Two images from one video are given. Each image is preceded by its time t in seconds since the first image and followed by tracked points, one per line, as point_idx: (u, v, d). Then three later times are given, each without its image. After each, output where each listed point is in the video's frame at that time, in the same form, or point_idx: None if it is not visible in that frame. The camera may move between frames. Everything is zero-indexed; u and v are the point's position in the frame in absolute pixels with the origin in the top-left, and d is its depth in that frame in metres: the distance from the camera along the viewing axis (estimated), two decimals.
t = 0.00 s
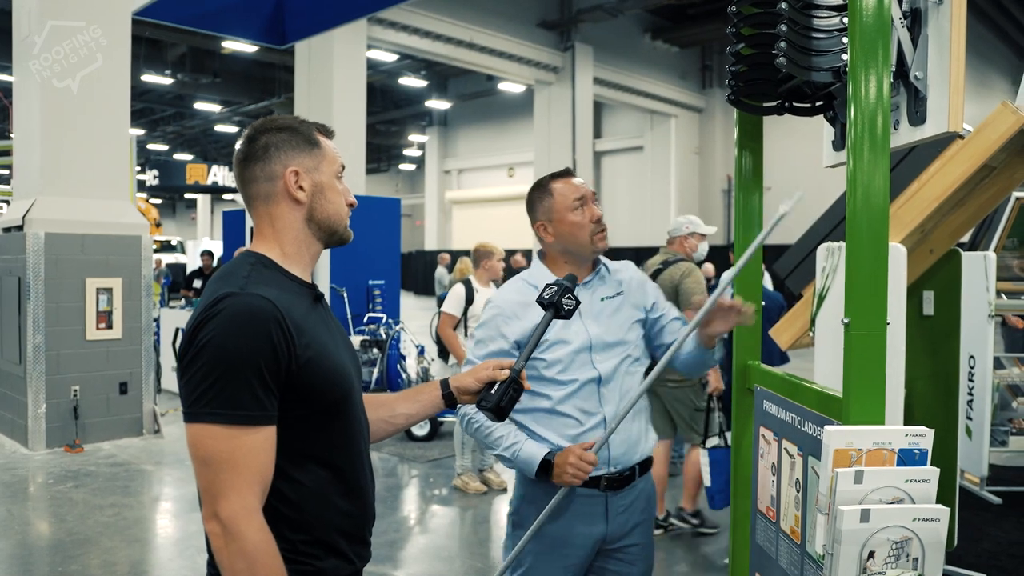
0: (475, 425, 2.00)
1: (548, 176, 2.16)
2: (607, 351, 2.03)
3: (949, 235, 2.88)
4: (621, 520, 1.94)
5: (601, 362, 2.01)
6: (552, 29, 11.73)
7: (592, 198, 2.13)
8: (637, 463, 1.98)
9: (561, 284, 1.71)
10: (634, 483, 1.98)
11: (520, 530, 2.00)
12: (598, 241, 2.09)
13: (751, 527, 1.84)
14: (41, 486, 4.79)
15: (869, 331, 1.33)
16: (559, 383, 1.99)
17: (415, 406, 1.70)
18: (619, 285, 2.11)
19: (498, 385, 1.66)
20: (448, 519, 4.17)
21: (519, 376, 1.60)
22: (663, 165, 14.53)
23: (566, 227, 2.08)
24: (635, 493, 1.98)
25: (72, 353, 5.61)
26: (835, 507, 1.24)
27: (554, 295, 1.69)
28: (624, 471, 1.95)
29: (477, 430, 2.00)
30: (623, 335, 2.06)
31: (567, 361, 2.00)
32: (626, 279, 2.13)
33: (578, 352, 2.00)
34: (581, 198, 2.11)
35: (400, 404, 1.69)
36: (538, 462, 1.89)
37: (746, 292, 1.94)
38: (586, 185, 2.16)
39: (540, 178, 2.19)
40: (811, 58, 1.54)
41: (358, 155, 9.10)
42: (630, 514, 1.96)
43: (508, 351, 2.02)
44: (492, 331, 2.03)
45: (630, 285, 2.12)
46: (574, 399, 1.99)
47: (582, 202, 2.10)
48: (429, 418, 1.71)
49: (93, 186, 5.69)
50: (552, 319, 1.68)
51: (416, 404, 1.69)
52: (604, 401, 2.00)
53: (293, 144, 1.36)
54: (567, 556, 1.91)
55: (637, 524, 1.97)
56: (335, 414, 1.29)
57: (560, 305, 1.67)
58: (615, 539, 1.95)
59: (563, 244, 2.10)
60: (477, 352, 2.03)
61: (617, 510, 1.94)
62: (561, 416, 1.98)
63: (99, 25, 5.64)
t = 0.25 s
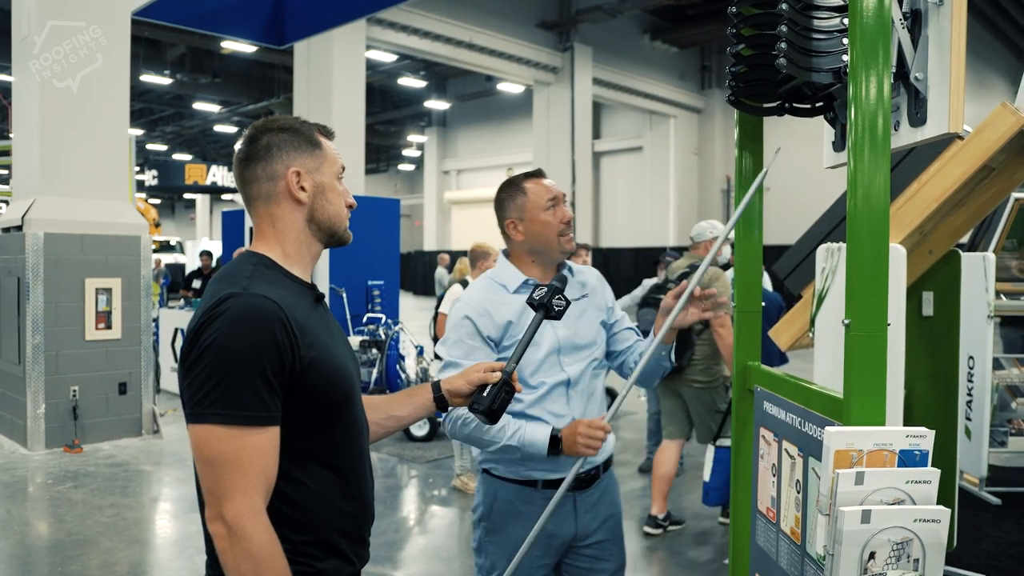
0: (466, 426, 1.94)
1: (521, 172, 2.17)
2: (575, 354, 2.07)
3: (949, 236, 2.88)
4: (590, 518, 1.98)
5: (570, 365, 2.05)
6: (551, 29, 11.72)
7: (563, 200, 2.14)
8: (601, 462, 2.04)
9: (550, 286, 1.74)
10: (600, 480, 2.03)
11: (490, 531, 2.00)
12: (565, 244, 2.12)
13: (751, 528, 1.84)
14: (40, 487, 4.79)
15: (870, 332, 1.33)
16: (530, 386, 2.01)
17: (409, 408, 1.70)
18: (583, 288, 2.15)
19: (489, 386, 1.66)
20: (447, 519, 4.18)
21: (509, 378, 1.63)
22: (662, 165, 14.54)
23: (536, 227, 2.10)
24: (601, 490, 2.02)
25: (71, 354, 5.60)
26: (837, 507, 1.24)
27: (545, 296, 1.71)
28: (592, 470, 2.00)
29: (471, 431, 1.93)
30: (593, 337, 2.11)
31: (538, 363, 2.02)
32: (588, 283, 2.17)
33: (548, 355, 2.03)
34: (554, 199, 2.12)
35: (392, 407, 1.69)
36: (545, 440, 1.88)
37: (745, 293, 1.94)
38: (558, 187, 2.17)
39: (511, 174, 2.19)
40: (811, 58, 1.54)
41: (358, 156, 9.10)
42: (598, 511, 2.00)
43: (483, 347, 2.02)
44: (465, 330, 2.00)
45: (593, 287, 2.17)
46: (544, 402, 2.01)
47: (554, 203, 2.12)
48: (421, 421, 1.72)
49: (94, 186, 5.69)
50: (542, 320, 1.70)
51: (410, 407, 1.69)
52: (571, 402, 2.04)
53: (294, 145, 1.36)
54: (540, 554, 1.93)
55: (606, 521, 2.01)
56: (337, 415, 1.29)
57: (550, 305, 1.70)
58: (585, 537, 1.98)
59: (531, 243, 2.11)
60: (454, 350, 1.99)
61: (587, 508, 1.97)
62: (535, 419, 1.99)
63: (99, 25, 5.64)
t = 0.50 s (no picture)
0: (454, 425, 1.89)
1: (490, 175, 2.19)
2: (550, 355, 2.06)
3: (948, 236, 2.89)
4: (564, 516, 1.98)
5: (543, 366, 2.04)
6: (551, 29, 11.72)
7: (535, 201, 2.16)
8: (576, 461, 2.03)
9: (535, 285, 1.76)
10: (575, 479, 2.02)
11: (463, 529, 2.00)
12: (539, 243, 2.13)
13: (751, 528, 1.84)
14: (41, 487, 4.79)
15: (870, 333, 1.33)
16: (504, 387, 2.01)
17: (396, 412, 1.68)
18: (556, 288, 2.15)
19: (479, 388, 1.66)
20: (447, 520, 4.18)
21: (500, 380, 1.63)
22: (661, 165, 14.56)
23: (508, 228, 2.10)
24: (574, 488, 2.01)
25: (71, 354, 5.60)
26: (836, 507, 1.25)
27: (529, 297, 1.73)
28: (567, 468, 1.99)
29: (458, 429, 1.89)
30: (565, 337, 2.09)
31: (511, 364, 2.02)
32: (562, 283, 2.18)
33: (521, 355, 2.03)
34: (525, 200, 2.14)
35: (379, 410, 1.67)
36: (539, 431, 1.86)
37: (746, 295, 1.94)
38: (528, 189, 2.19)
39: (480, 178, 2.21)
40: (813, 59, 1.54)
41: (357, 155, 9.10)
42: (575, 509, 2.00)
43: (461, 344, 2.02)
44: (441, 330, 2.00)
45: (566, 287, 2.17)
46: (516, 404, 2.01)
47: (526, 205, 2.13)
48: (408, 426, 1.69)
49: (94, 186, 5.69)
50: (528, 320, 1.72)
51: (397, 411, 1.67)
52: (545, 403, 2.04)
53: (295, 145, 1.37)
54: (518, 551, 1.94)
55: (583, 518, 2.01)
56: (341, 415, 1.30)
57: (535, 305, 1.72)
58: (563, 534, 1.98)
59: (504, 245, 2.11)
60: (434, 351, 1.98)
61: (563, 506, 1.97)
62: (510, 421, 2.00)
63: (99, 25, 5.64)
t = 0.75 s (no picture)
0: (420, 435, 1.94)
1: (475, 178, 2.19)
2: (542, 354, 2.07)
3: (947, 237, 2.90)
4: (560, 515, 1.99)
5: (534, 365, 2.05)
6: (551, 29, 11.72)
7: (522, 204, 2.17)
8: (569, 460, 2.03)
9: (523, 290, 1.81)
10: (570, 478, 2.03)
11: (460, 529, 2.00)
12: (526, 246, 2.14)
13: (749, 528, 1.85)
14: (41, 487, 4.79)
15: (868, 333, 1.34)
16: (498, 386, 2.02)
17: (387, 413, 1.66)
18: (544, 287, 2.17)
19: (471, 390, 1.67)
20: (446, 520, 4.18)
21: (491, 382, 1.65)
22: (661, 165, 14.56)
23: (495, 231, 2.11)
24: (569, 488, 2.02)
25: (71, 354, 5.60)
26: (834, 506, 1.25)
27: (518, 300, 1.78)
28: (560, 467, 2.00)
29: (422, 438, 1.94)
30: (555, 334, 2.10)
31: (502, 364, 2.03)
32: (549, 281, 2.19)
33: (512, 356, 2.03)
34: (512, 204, 2.14)
35: (372, 411, 1.65)
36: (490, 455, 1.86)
37: (744, 295, 1.95)
38: (516, 192, 2.19)
39: (466, 180, 2.21)
40: (810, 60, 1.54)
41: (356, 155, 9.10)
42: (570, 508, 2.00)
43: (440, 354, 2.02)
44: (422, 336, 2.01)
45: (552, 285, 2.18)
46: (510, 403, 2.02)
47: (513, 207, 2.14)
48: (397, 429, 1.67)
49: (94, 186, 5.69)
50: (518, 323, 1.77)
51: (387, 412, 1.65)
52: (539, 402, 2.05)
53: (295, 146, 1.37)
54: (513, 549, 1.95)
55: (579, 517, 2.02)
56: (343, 415, 1.31)
57: (524, 308, 1.78)
58: (559, 532, 1.99)
59: (490, 248, 2.12)
60: (412, 361, 2.00)
61: (557, 505, 1.98)
62: (501, 420, 2.01)
63: (99, 26, 5.64)
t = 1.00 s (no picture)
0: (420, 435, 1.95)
1: (466, 180, 2.20)
2: (539, 352, 2.08)
3: (946, 236, 2.90)
4: (558, 514, 1.99)
5: (531, 364, 2.05)
6: (551, 29, 11.72)
7: (514, 204, 2.17)
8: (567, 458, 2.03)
9: (516, 289, 1.80)
10: (567, 476, 2.03)
11: (457, 528, 2.00)
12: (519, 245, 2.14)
13: (748, 526, 1.85)
14: (41, 487, 4.80)
15: (868, 332, 1.34)
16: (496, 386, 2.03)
17: (385, 412, 1.67)
18: (539, 285, 2.16)
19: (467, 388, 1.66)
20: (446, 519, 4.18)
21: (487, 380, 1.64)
22: (661, 165, 14.57)
23: (488, 232, 2.11)
24: (568, 486, 2.02)
25: (71, 354, 5.60)
26: (833, 505, 1.26)
27: (512, 299, 1.78)
28: (559, 465, 2.00)
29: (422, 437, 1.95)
30: (552, 332, 2.10)
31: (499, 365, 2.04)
32: (544, 279, 2.19)
33: (508, 356, 2.04)
34: (505, 204, 2.14)
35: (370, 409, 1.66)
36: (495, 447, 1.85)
37: (744, 293, 1.95)
38: (508, 192, 2.19)
39: (458, 182, 2.22)
40: (811, 60, 1.55)
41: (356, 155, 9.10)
42: (569, 506, 2.01)
43: (438, 354, 2.03)
44: (419, 338, 2.01)
45: (547, 283, 2.18)
46: (507, 402, 2.03)
47: (506, 208, 2.14)
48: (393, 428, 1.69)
49: (94, 186, 5.69)
50: (512, 321, 1.76)
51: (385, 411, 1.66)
52: (536, 401, 2.05)
53: (292, 146, 1.37)
54: (511, 547, 1.96)
55: (577, 515, 2.02)
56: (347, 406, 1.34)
57: (518, 307, 1.77)
58: (557, 531, 1.99)
59: (484, 249, 2.12)
60: (407, 362, 2.00)
61: (556, 503, 1.99)
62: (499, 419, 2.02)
63: (99, 26, 5.64)
